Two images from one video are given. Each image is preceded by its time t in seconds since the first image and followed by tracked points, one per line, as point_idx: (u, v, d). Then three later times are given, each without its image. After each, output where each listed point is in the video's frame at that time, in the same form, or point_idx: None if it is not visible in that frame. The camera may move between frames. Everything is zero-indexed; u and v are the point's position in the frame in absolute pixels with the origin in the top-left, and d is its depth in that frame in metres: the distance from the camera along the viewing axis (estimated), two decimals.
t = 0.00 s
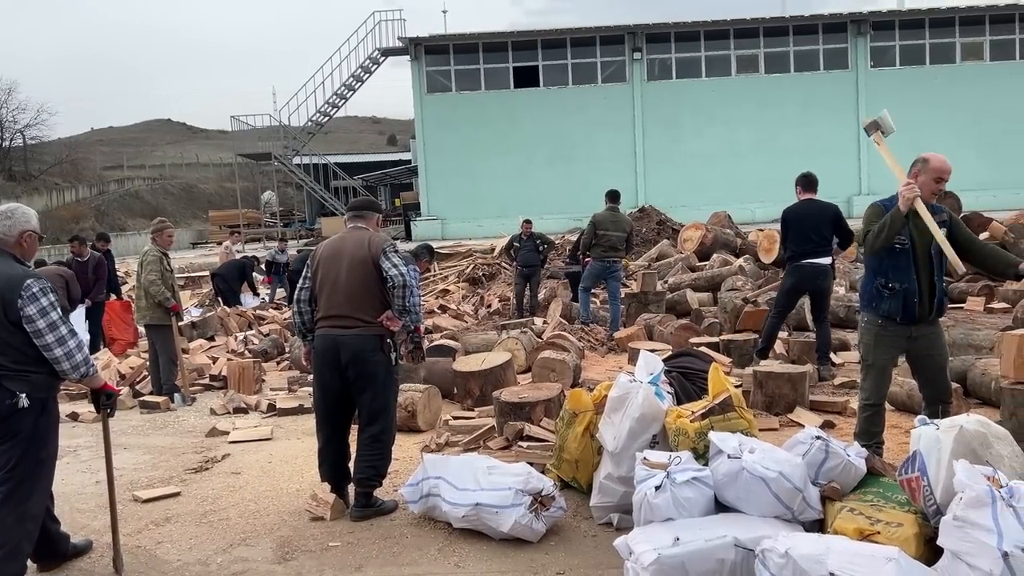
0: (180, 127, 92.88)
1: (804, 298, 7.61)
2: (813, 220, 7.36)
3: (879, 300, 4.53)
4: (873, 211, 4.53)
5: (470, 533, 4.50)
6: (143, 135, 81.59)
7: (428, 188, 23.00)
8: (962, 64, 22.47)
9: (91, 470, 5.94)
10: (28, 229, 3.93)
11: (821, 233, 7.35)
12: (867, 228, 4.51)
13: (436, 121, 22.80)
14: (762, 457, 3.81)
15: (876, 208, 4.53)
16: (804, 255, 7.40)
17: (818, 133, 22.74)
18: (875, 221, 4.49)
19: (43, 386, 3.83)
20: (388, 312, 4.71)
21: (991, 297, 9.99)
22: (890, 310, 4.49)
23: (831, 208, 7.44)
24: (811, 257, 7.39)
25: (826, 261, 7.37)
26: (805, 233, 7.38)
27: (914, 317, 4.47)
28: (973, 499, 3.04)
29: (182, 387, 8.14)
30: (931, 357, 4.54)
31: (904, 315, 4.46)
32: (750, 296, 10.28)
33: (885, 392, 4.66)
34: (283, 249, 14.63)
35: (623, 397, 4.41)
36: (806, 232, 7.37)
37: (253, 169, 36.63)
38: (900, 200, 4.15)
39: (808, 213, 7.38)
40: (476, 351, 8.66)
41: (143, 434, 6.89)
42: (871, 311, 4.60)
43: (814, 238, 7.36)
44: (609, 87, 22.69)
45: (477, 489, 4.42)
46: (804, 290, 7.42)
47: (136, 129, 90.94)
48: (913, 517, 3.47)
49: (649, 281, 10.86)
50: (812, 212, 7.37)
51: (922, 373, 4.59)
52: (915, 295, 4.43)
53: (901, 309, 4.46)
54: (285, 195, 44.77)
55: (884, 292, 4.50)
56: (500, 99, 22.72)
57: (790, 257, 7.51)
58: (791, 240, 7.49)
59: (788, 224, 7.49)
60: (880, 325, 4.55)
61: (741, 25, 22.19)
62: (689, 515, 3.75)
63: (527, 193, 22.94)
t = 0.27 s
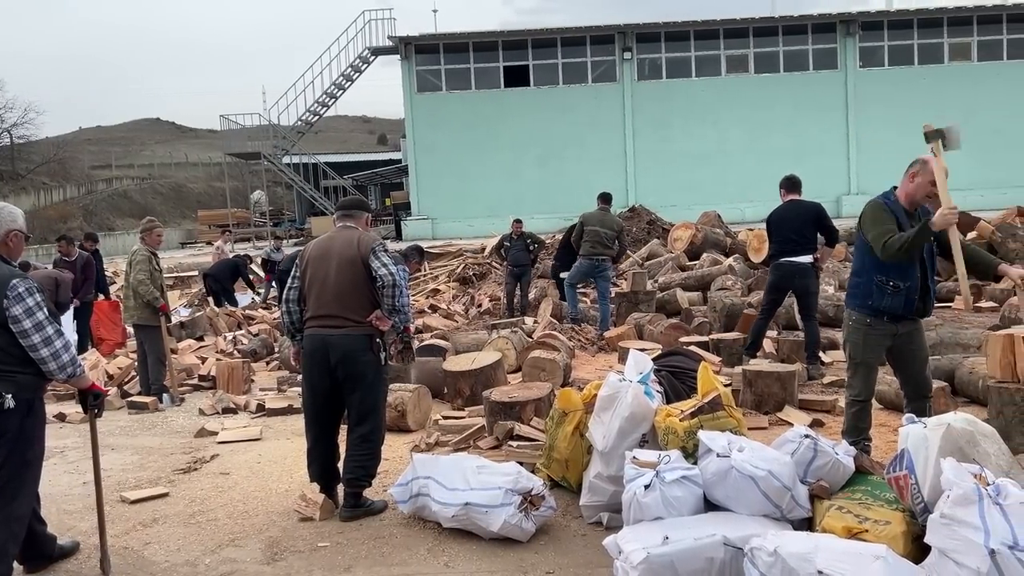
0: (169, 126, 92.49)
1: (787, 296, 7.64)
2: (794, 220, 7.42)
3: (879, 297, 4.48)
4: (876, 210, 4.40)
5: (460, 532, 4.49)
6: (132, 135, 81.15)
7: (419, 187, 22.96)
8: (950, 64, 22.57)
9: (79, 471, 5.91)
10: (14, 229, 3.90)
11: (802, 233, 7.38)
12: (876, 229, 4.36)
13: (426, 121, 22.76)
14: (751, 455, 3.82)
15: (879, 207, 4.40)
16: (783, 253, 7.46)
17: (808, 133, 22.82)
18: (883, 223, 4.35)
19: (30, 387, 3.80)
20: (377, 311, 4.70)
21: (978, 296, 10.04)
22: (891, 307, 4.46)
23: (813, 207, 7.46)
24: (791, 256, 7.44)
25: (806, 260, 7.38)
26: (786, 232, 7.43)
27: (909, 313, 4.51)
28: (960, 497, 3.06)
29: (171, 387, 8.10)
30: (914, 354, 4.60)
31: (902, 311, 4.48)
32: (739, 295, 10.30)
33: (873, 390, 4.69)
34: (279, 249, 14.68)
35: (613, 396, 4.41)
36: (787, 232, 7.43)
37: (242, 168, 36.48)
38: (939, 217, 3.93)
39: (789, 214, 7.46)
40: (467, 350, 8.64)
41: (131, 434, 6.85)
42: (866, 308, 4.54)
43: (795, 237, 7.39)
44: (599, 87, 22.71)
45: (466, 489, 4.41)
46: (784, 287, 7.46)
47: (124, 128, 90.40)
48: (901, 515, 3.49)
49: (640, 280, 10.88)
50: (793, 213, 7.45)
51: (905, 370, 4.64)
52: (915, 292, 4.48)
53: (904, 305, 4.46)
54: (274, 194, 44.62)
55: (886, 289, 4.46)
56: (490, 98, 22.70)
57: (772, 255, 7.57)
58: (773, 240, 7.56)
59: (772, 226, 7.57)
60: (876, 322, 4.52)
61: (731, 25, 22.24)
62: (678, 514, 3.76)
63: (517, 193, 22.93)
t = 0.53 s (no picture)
0: (158, 125, 92.07)
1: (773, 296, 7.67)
2: (783, 219, 7.45)
3: (863, 305, 4.53)
4: (869, 220, 4.38)
5: (450, 533, 4.49)
6: (120, 134, 80.71)
7: (409, 187, 22.92)
8: (938, 65, 22.70)
9: (66, 472, 5.87)
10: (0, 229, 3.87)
11: (789, 232, 7.41)
12: (867, 242, 4.35)
13: (416, 120, 22.73)
14: (740, 455, 3.83)
15: (871, 218, 4.38)
16: (770, 252, 7.49)
17: (797, 133, 22.90)
18: (874, 238, 4.35)
19: (16, 389, 3.77)
20: (367, 312, 4.69)
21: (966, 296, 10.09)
22: (873, 315, 4.51)
23: (801, 208, 7.49)
24: (777, 254, 7.46)
25: (791, 259, 7.40)
26: (773, 231, 7.47)
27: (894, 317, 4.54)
28: (947, 496, 3.07)
29: (159, 388, 8.05)
30: (899, 352, 4.61)
31: (887, 318, 4.53)
32: (729, 295, 10.33)
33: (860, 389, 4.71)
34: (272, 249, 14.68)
35: (603, 396, 4.42)
36: (774, 231, 7.47)
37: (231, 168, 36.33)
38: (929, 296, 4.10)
39: (777, 213, 7.50)
40: (457, 350, 8.64)
41: (119, 435, 6.82)
42: (853, 312, 4.57)
43: (782, 237, 7.43)
44: (589, 87, 22.74)
45: (456, 490, 4.40)
46: (769, 286, 7.49)
47: (112, 127, 89.87)
48: (890, 514, 3.50)
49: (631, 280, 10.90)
50: (781, 213, 7.48)
51: (890, 367, 4.66)
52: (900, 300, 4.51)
53: (886, 314, 4.50)
54: (264, 194, 44.45)
55: (871, 297, 4.49)
56: (480, 98, 22.70)
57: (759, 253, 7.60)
58: (761, 238, 7.59)
59: (761, 224, 7.58)
60: (864, 327, 4.55)
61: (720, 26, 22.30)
62: (668, 513, 3.76)
63: (508, 193, 22.93)
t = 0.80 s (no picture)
0: (146, 125, 91.60)
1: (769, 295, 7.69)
2: (780, 220, 7.45)
3: (851, 308, 4.57)
4: (855, 225, 4.40)
5: (439, 533, 4.48)
6: (108, 134, 80.22)
7: (399, 187, 22.87)
8: (925, 66, 22.82)
9: (52, 474, 5.83)
10: None
11: (787, 233, 7.43)
12: (853, 249, 4.38)
13: (405, 120, 22.70)
14: (728, 454, 3.85)
15: (857, 223, 4.40)
16: (768, 252, 7.50)
17: (785, 134, 22.99)
18: (861, 246, 4.37)
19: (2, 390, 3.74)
20: (357, 312, 4.68)
21: (953, 295, 10.15)
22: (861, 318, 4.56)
23: (799, 209, 7.50)
24: (776, 255, 7.48)
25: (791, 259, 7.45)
26: (771, 232, 7.46)
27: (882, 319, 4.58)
28: (934, 495, 3.09)
29: (147, 389, 8.01)
30: (889, 351, 4.64)
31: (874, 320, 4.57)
32: (718, 295, 10.36)
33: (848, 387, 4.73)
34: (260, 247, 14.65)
35: (593, 396, 4.43)
36: (772, 231, 7.46)
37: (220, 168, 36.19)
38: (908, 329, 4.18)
39: (774, 213, 7.48)
40: (447, 351, 8.63)
41: (106, 436, 6.78)
42: (842, 314, 4.62)
43: (779, 236, 7.43)
44: (578, 87, 22.77)
45: (445, 490, 4.40)
46: (767, 286, 7.51)
47: (100, 127, 89.33)
48: (877, 512, 3.52)
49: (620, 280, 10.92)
50: (778, 212, 7.47)
51: (879, 366, 4.68)
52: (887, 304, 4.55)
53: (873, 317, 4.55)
54: (253, 194, 44.28)
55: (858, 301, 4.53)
56: (470, 98, 22.69)
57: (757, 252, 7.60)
58: (757, 237, 7.57)
59: (757, 222, 7.56)
60: (853, 329, 4.59)
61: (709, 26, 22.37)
62: (657, 513, 3.77)
63: (497, 193, 22.93)
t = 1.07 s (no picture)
0: (133, 124, 91.13)
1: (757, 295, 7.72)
2: (766, 222, 7.57)
3: (834, 307, 4.57)
4: (827, 223, 4.47)
5: (428, 534, 4.47)
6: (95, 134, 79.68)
7: (388, 187, 22.84)
8: (912, 68, 22.96)
9: (39, 475, 5.80)
10: None
11: (774, 232, 7.53)
12: (827, 244, 4.43)
13: (395, 120, 22.66)
14: (716, 454, 3.86)
15: (830, 220, 4.47)
16: (758, 251, 7.54)
17: (774, 134, 23.08)
18: (834, 241, 4.42)
19: None
20: (346, 312, 4.66)
21: (940, 295, 10.22)
22: (845, 317, 4.56)
23: (781, 214, 7.66)
24: (764, 253, 7.53)
25: (781, 257, 7.50)
26: (760, 232, 7.54)
27: (866, 317, 4.59)
28: (919, 494, 3.11)
29: (135, 390, 7.97)
30: (876, 353, 4.67)
31: (858, 318, 4.57)
32: (707, 295, 10.39)
33: (836, 387, 4.75)
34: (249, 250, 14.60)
35: (582, 395, 4.44)
36: (760, 232, 7.54)
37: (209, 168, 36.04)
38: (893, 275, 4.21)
39: (758, 216, 7.61)
40: (436, 351, 8.63)
41: (93, 437, 6.74)
42: (826, 315, 4.62)
43: (768, 237, 7.52)
44: (568, 88, 22.80)
45: (434, 490, 4.40)
46: (760, 284, 7.52)
47: (87, 126, 88.79)
48: (864, 511, 3.54)
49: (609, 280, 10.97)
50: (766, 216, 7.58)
51: (867, 368, 4.71)
52: (869, 300, 4.56)
53: (857, 314, 4.55)
54: (242, 194, 44.11)
55: (840, 298, 4.54)
56: (459, 98, 22.68)
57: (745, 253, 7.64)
58: (744, 239, 7.64)
59: (743, 225, 7.66)
60: (838, 329, 4.59)
61: (698, 27, 22.43)
62: (645, 512, 3.79)
63: (487, 193, 22.93)
